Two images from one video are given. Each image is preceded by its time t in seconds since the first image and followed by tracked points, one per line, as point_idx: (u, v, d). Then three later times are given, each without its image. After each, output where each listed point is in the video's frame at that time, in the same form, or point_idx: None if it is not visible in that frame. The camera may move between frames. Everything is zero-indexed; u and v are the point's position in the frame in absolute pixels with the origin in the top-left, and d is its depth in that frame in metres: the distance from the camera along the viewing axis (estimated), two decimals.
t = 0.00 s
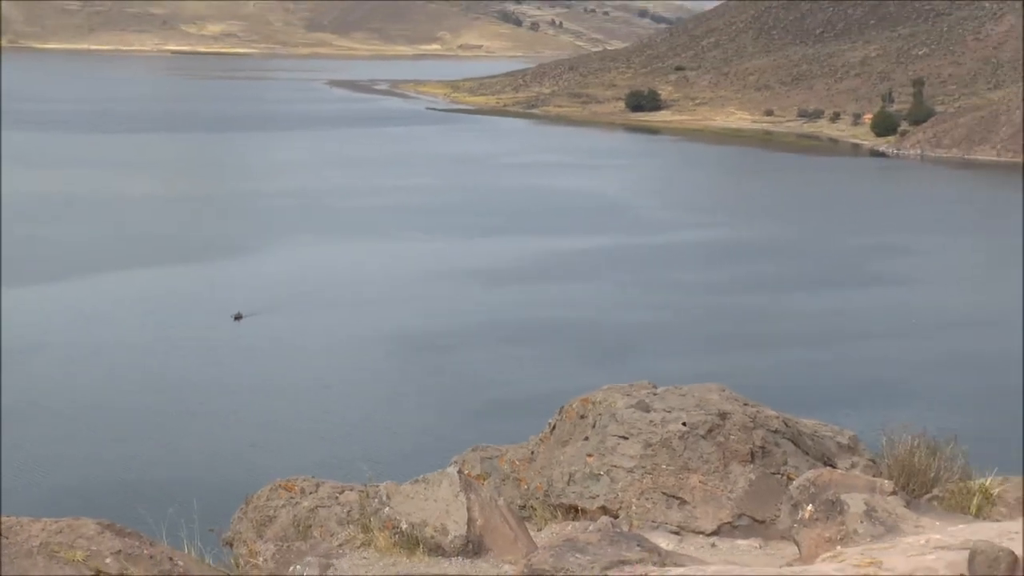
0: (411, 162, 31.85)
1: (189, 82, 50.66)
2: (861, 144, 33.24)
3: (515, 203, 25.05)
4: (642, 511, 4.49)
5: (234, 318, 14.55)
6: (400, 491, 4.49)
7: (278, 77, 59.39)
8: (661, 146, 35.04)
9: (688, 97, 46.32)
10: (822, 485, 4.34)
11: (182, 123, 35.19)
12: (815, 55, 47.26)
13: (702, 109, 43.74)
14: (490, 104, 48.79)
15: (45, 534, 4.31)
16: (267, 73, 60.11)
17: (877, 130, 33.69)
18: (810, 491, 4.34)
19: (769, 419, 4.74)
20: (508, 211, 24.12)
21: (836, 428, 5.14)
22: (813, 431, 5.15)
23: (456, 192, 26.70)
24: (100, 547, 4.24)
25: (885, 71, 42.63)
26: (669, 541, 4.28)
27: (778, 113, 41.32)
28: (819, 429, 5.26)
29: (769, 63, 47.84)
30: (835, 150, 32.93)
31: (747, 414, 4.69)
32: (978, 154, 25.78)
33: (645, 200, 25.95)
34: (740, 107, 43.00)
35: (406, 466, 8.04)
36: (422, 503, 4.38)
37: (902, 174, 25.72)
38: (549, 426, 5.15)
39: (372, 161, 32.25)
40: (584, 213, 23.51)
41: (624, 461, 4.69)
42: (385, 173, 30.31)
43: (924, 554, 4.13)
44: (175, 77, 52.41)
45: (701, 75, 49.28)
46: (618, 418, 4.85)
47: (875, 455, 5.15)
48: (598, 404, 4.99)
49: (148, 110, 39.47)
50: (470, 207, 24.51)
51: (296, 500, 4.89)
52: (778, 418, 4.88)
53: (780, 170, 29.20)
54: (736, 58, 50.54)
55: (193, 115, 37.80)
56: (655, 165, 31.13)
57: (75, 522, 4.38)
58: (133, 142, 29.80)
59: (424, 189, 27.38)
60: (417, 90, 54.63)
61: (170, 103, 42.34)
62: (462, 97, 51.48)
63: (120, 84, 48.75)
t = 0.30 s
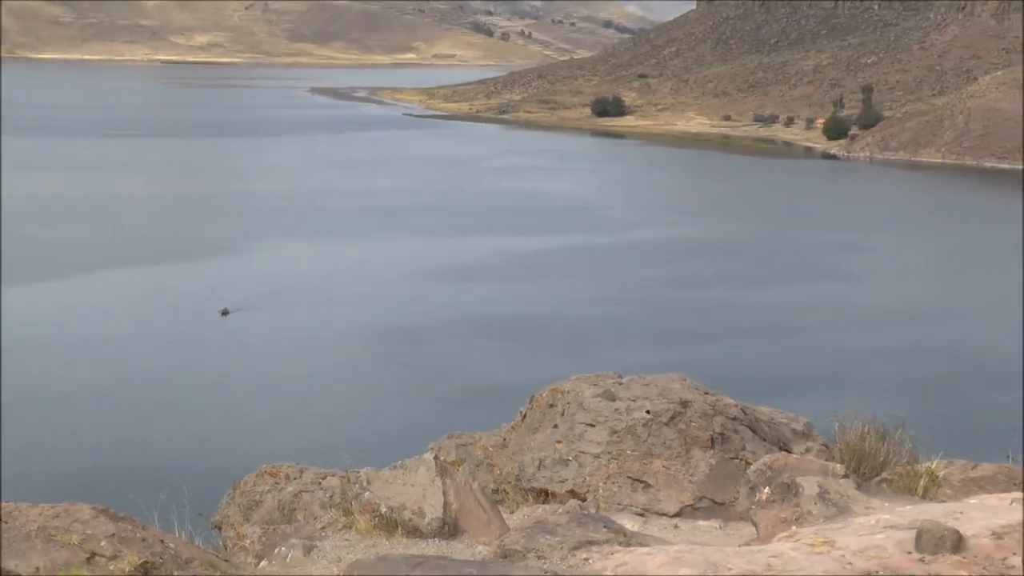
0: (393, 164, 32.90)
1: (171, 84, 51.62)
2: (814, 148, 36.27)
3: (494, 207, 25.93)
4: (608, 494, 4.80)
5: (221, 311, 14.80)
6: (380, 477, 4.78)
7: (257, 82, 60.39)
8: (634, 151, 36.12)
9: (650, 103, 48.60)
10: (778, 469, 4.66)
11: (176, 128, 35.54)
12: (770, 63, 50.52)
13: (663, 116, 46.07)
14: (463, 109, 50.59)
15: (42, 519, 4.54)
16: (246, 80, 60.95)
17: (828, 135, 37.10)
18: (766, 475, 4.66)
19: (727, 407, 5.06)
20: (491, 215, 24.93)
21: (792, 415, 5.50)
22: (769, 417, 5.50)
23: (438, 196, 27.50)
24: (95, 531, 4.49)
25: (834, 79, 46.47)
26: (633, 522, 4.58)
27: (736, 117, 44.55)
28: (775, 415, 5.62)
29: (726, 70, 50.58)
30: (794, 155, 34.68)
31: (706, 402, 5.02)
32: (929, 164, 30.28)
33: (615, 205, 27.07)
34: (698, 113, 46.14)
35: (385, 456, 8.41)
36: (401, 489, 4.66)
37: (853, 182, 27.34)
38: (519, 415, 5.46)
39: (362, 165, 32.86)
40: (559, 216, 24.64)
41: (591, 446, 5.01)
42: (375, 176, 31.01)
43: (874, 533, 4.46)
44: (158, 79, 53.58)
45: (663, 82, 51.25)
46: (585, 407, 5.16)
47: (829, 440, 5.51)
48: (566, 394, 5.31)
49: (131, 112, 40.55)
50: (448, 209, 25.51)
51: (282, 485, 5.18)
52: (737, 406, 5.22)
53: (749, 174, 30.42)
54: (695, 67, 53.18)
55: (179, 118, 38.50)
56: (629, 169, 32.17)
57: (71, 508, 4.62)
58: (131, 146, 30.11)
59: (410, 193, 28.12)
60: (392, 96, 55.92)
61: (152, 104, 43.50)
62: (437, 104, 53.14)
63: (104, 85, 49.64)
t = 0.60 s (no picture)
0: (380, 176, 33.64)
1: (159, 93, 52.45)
2: (778, 160, 38.70)
3: (477, 218, 26.61)
4: (584, 489, 5.06)
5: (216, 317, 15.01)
6: (368, 473, 5.04)
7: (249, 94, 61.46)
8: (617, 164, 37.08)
9: (623, 117, 51.56)
10: (745, 463, 4.92)
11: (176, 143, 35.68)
12: (736, 80, 54.01)
13: (636, 130, 49.14)
14: (447, 124, 52.52)
15: (46, 514, 4.79)
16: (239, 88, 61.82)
17: (790, 147, 39.55)
18: (734, 470, 4.91)
19: (696, 406, 5.34)
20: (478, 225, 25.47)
21: (758, 413, 5.79)
22: (737, 415, 5.78)
23: (424, 206, 28.11)
24: (97, 526, 4.74)
25: (795, 95, 50.00)
26: (607, 516, 4.84)
27: (704, 132, 47.50)
28: (742, 414, 5.92)
29: (695, 87, 54.17)
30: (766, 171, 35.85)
31: (677, 401, 5.29)
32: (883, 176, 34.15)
33: (594, 215, 28.02)
34: (669, 127, 48.94)
35: (370, 454, 8.80)
36: (388, 484, 4.92)
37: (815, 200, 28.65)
38: (499, 415, 5.73)
39: (356, 176, 33.29)
40: (540, 228, 25.41)
41: (568, 444, 5.27)
42: (371, 188, 31.50)
43: (836, 525, 4.75)
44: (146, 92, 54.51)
45: (634, 98, 54.64)
46: (561, 406, 5.42)
47: (793, 437, 5.83)
48: (544, 394, 5.57)
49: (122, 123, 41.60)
50: (427, 218, 26.29)
51: (274, 482, 5.43)
52: (705, 406, 5.50)
53: (727, 189, 31.30)
54: (665, 83, 56.19)
55: (176, 131, 38.85)
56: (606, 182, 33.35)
57: (74, 504, 4.87)
58: (134, 159, 30.49)
59: (398, 204, 28.57)
60: (379, 113, 57.11)
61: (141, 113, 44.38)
62: (420, 120, 54.73)
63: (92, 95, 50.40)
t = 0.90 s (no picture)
0: (366, 188, 34.09)
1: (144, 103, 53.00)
2: (742, 173, 40.20)
3: (463, 227, 27.08)
4: (557, 485, 5.33)
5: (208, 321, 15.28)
6: (353, 470, 5.29)
7: (235, 107, 62.12)
8: (599, 180, 37.79)
9: (595, 133, 53.13)
10: (710, 459, 5.21)
11: (167, 155, 35.79)
12: (702, 97, 54.87)
13: (607, 144, 50.57)
14: (427, 138, 53.62)
15: (46, 510, 5.03)
16: (225, 96, 62.34)
17: (754, 160, 41.22)
18: (699, 466, 5.19)
19: (664, 405, 5.61)
20: (465, 234, 25.90)
21: (722, 412, 6.09)
22: (703, 415, 6.08)
23: (411, 217, 28.54)
24: (94, 520, 4.99)
25: (758, 111, 50.82)
26: (580, 510, 5.11)
27: (672, 146, 48.36)
28: (707, 413, 6.23)
29: (662, 104, 55.05)
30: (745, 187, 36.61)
31: (646, 401, 5.57)
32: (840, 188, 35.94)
33: (575, 224, 28.63)
34: (638, 141, 50.23)
35: (356, 453, 9.15)
36: (371, 480, 5.17)
37: (788, 214, 29.51)
38: (477, 414, 6.00)
39: (344, 187, 33.63)
40: (524, 237, 25.90)
41: (542, 442, 5.53)
42: (358, 197, 31.90)
43: (795, 518, 5.04)
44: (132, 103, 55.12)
45: (605, 114, 56.38)
46: (537, 406, 5.70)
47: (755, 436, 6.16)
48: (520, 395, 5.84)
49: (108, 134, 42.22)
50: (414, 227, 26.72)
51: (263, 478, 5.69)
52: (672, 406, 5.79)
53: (708, 203, 31.95)
54: (635, 100, 57.74)
55: (167, 142, 39.14)
56: (585, 195, 34.13)
57: (72, 500, 5.12)
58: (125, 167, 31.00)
59: (386, 214, 28.96)
60: (363, 128, 57.97)
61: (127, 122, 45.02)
62: (402, 134, 55.63)
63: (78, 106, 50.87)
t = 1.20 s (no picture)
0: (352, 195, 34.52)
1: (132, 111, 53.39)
2: (711, 182, 41.50)
3: (454, 232, 27.46)
4: (535, 478, 5.61)
5: (202, 322, 15.52)
6: (341, 464, 5.56)
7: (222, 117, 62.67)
8: (586, 189, 38.31)
9: (571, 143, 54.91)
10: (680, 452, 5.49)
11: (161, 161, 35.84)
12: (671, 110, 56.78)
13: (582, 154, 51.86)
14: (412, 149, 54.41)
15: (49, 501, 5.29)
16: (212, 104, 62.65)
17: (721, 170, 42.76)
18: (670, 460, 5.48)
19: (637, 402, 5.90)
20: (456, 239, 26.25)
21: (692, 408, 6.39)
22: (674, 410, 6.37)
23: (402, 223, 28.85)
24: (95, 511, 5.25)
25: (725, 123, 52.97)
26: (556, 502, 5.40)
27: (644, 156, 50.26)
28: (678, 409, 6.54)
29: (634, 117, 56.98)
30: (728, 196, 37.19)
31: (619, 398, 5.86)
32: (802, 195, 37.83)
33: (557, 230, 29.15)
34: (612, 152, 52.17)
35: (342, 449, 9.45)
36: (359, 473, 5.43)
37: (764, 221, 30.26)
38: (460, 410, 6.27)
39: (338, 195, 33.87)
40: (509, 242, 26.32)
41: (521, 437, 5.81)
42: (350, 204, 32.20)
43: (761, 507, 5.33)
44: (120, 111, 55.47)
45: (581, 126, 58.02)
46: (516, 402, 5.97)
47: (724, 430, 6.47)
48: (500, 392, 6.12)
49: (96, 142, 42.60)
50: (405, 232, 27.05)
51: (256, 471, 5.95)
52: (645, 402, 6.08)
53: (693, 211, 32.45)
54: (609, 111, 59.53)
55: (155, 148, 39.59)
56: (567, 202, 34.72)
57: (74, 492, 5.38)
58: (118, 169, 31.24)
59: (377, 220, 29.26)
60: (350, 138, 58.54)
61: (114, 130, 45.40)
62: (388, 144, 56.27)
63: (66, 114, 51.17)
